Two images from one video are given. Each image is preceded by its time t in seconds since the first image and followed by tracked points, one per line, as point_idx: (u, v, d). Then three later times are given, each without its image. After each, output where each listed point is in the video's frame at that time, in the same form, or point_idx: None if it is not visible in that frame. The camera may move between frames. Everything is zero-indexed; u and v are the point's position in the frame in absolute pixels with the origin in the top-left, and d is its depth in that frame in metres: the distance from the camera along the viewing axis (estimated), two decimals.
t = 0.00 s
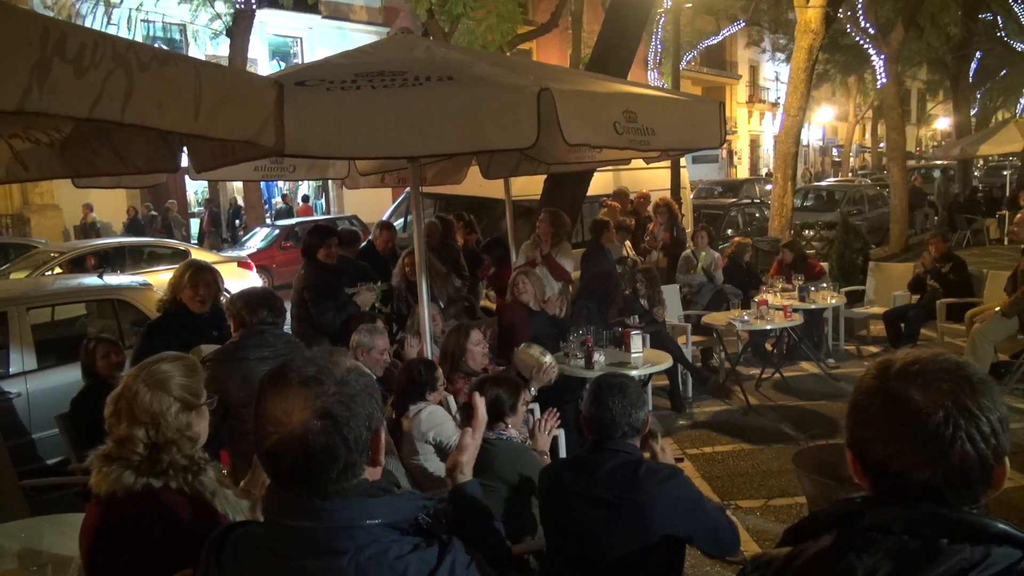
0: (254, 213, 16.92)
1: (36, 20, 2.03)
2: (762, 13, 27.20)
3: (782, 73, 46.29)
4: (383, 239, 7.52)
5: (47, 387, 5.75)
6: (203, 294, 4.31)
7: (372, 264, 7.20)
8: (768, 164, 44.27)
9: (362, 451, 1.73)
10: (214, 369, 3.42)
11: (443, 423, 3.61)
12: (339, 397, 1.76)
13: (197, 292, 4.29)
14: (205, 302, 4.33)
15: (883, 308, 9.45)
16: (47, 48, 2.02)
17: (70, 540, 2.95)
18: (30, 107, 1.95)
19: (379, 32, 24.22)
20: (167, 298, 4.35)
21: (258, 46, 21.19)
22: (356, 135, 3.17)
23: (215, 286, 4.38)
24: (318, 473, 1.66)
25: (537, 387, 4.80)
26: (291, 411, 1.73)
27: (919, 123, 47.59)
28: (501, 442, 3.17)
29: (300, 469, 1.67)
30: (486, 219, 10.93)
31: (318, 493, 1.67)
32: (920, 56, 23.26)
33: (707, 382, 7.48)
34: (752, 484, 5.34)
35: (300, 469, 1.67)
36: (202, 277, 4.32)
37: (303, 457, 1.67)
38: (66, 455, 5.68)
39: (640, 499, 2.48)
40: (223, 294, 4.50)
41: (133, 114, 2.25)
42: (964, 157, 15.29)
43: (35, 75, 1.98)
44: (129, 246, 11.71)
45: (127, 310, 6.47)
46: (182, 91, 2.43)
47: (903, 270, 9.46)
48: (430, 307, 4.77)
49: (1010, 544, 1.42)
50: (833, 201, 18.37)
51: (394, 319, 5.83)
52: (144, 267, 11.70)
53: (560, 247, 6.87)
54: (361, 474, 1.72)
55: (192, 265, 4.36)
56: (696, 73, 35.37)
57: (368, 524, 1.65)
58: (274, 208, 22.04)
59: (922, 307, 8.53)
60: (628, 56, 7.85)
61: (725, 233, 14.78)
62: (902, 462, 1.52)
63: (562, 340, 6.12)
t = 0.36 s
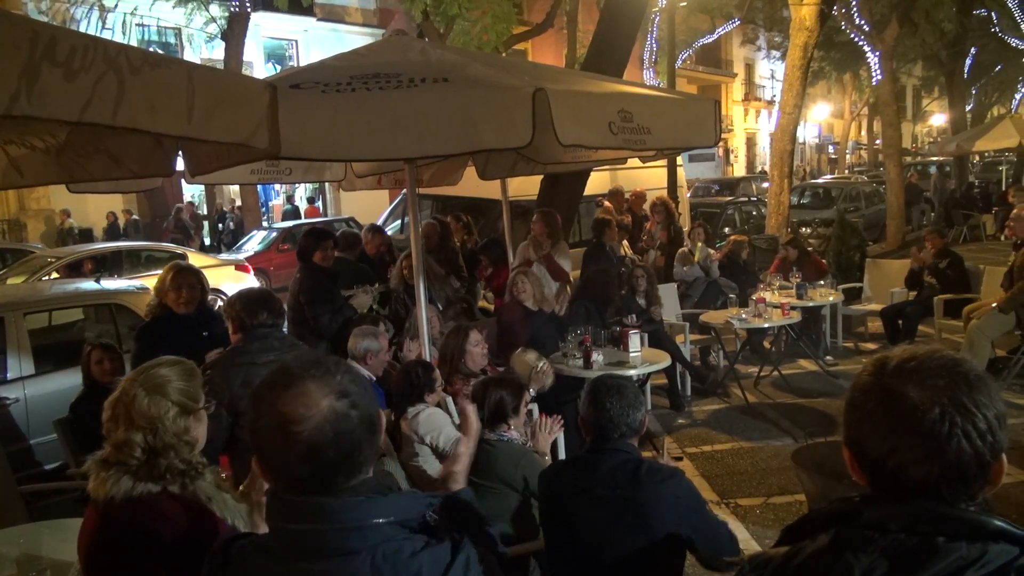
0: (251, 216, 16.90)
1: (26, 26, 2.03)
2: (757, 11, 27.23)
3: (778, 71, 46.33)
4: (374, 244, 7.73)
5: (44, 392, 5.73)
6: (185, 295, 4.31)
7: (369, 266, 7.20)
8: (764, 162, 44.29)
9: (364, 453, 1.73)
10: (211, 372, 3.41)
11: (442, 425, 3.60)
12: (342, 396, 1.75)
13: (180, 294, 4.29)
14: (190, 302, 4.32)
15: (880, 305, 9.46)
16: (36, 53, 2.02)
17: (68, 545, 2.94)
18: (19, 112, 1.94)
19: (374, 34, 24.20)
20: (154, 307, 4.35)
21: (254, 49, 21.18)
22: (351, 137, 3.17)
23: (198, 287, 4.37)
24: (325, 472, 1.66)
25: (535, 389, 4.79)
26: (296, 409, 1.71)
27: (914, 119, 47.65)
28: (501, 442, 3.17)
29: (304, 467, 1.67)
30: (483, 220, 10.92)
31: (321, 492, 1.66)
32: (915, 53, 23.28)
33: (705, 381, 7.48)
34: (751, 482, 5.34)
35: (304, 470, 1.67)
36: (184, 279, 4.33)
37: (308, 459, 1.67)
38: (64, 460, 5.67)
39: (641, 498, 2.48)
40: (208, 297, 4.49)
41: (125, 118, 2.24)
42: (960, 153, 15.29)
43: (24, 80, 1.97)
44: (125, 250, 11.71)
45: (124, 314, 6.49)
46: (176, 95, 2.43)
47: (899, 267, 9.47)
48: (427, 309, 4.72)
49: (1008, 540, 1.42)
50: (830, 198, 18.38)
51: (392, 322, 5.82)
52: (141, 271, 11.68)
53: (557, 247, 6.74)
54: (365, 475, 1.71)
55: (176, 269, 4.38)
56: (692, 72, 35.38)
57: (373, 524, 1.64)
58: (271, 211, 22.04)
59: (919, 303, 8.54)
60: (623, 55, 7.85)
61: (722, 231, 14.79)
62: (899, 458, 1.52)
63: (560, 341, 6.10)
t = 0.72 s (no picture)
0: (250, 217, 16.88)
1: (25, 27, 2.02)
2: (754, 10, 27.24)
3: (776, 70, 46.36)
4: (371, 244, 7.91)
5: (44, 393, 5.73)
6: (168, 296, 4.26)
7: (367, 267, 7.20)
8: (763, 161, 44.31)
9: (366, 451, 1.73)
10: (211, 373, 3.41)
11: (442, 424, 3.63)
12: (345, 398, 1.74)
13: (163, 295, 4.24)
14: (174, 302, 4.27)
15: (879, 303, 9.46)
16: (36, 55, 2.01)
17: (69, 546, 2.94)
18: (19, 113, 1.94)
19: (372, 34, 24.19)
20: (139, 313, 4.32)
21: (251, 49, 21.16)
22: (349, 137, 3.17)
23: (181, 287, 4.32)
24: (321, 470, 1.63)
25: (535, 389, 4.77)
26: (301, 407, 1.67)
27: (912, 118, 47.70)
28: (501, 442, 3.17)
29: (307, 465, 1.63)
30: (482, 220, 10.92)
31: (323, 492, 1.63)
32: (913, 52, 23.31)
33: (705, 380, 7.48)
34: (750, 481, 5.34)
35: (308, 472, 1.63)
36: (165, 280, 4.27)
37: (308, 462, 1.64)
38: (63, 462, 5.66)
39: (643, 496, 2.48)
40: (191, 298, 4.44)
41: (125, 119, 2.24)
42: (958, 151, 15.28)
43: (24, 81, 1.97)
44: (124, 251, 11.69)
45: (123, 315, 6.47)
46: (176, 96, 2.43)
47: (898, 266, 9.47)
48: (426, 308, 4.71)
49: (1015, 541, 1.42)
50: (828, 197, 18.39)
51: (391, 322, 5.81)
52: (139, 272, 11.66)
53: (555, 247, 6.72)
54: (364, 477, 1.67)
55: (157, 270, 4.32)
56: (690, 71, 35.39)
57: (369, 515, 1.62)
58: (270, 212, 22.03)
59: (918, 302, 8.54)
60: (622, 55, 7.85)
61: (721, 230, 14.81)
62: (907, 457, 1.52)
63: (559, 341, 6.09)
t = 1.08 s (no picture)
0: (249, 212, 16.86)
1: (24, 17, 2.01)
2: (756, 13, 27.28)
3: (778, 74, 46.38)
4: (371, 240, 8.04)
5: (40, 386, 5.71)
6: (164, 294, 4.25)
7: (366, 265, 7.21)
8: (763, 164, 44.33)
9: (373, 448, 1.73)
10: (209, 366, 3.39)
11: (440, 422, 3.62)
12: (357, 395, 1.76)
13: (158, 293, 4.23)
14: (169, 302, 4.26)
15: (878, 308, 9.45)
16: (34, 46, 2.00)
17: (63, 540, 2.93)
18: (15, 104, 1.93)
19: (374, 31, 24.17)
20: (132, 306, 4.31)
21: (253, 45, 21.15)
22: (349, 133, 3.16)
23: (176, 286, 4.31)
24: (344, 462, 1.65)
25: (532, 388, 4.79)
26: (310, 400, 1.68)
27: (913, 123, 47.74)
28: (499, 441, 3.15)
29: (319, 459, 1.64)
30: (482, 219, 10.91)
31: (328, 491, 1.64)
32: (915, 57, 23.33)
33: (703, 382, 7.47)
34: (747, 484, 5.33)
35: (317, 470, 1.64)
36: (162, 277, 4.27)
37: (316, 460, 1.64)
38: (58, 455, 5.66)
39: (642, 495, 2.48)
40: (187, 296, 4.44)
41: (124, 112, 2.23)
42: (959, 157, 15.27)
43: (22, 72, 1.96)
44: (123, 245, 11.67)
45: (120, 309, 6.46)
46: (175, 90, 2.42)
47: (897, 271, 9.46)
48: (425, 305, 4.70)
49: None
50: (828, 201, 18.39)
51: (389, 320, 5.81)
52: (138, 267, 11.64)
53: (555, 247, 6.70)
54: (378, 464, 1.73)
55: (154, 267, 4.32)
56: (691, 73, 35.41)
57: (370, 511, 1.64)
58: (270, 208, 22.04)
59: (917, 308, 8.52)
60: (624, 55, 7.84)
61: (720, 233, 14.81)
62: (923, 465, 1.45)
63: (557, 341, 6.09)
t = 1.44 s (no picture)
0: (250, 208, 16.85)
1: (26, 9, 2.00)
2: (759, 16, 27.30)
3: (780, 77, 46.41)
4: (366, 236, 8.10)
5: (38, 380, 5.70)
6: (172, 292, 4.22)
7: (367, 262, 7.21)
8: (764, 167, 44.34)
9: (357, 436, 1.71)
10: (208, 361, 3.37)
11: (439, 419, 3.62)
12: (344, 385, 1.76)
13: (167, 290, 4.20)
14: (177, 300, 4.23)
15: (877, 312, 9.45)
16: (36, 38, 1.99)
17: (59, 535, 2.92)
18: (16, 96, 1.92)
19: (377, 28, 24.16)
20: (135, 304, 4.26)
21: (256, 40, 21.13)
22: (351, 130, 3.14)
23: (181, 284, 4.28)
24: (329, 450, 1.64)
25: (531, 388, 4.80)
26: (297, 386, 1.68)
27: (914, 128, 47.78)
28: (493, 442, 3.14)
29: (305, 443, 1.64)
30: (483, 218, 10.91)
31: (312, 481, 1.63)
32: (917, 62, 23.34)
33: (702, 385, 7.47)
34: (744, 487, 5.33)
35: (304, 455, 1.63)
36: (169, 275, 4.24)
37: (302, 448, 1.64)
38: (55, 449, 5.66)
39: (638, 500, 2.47)
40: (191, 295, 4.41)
41: (125, 105, 2.22)
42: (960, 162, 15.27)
43: (23, 64, 1.95)
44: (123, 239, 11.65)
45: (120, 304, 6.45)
46: (176, 84, 2.41)
47: (898, 276, 9.46)
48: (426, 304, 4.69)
49: None
50: (829, 204, 18.37)
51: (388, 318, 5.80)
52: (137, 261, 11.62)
53: (555, 247, 6.69)
54: (363, 452, 1.72)
55: (157, 263, 4.28)
56: (693, 75, 35.41)
57: (349, 501, 1.63)
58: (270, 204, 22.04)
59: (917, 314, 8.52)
60: (627, 56, 7.83)
61: (721, 235, 14.82)
62: (931, 475, 1.43)
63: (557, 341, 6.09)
